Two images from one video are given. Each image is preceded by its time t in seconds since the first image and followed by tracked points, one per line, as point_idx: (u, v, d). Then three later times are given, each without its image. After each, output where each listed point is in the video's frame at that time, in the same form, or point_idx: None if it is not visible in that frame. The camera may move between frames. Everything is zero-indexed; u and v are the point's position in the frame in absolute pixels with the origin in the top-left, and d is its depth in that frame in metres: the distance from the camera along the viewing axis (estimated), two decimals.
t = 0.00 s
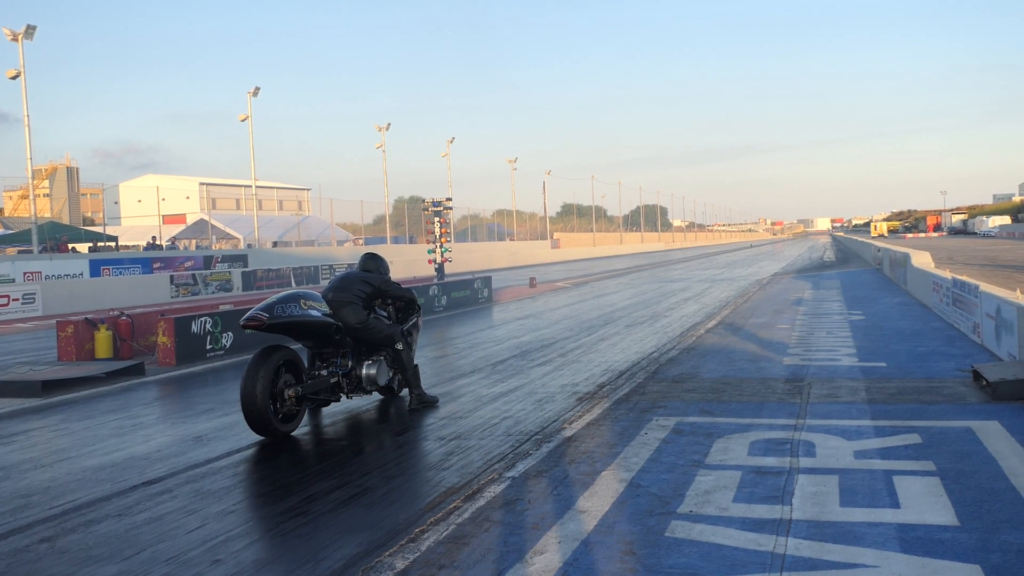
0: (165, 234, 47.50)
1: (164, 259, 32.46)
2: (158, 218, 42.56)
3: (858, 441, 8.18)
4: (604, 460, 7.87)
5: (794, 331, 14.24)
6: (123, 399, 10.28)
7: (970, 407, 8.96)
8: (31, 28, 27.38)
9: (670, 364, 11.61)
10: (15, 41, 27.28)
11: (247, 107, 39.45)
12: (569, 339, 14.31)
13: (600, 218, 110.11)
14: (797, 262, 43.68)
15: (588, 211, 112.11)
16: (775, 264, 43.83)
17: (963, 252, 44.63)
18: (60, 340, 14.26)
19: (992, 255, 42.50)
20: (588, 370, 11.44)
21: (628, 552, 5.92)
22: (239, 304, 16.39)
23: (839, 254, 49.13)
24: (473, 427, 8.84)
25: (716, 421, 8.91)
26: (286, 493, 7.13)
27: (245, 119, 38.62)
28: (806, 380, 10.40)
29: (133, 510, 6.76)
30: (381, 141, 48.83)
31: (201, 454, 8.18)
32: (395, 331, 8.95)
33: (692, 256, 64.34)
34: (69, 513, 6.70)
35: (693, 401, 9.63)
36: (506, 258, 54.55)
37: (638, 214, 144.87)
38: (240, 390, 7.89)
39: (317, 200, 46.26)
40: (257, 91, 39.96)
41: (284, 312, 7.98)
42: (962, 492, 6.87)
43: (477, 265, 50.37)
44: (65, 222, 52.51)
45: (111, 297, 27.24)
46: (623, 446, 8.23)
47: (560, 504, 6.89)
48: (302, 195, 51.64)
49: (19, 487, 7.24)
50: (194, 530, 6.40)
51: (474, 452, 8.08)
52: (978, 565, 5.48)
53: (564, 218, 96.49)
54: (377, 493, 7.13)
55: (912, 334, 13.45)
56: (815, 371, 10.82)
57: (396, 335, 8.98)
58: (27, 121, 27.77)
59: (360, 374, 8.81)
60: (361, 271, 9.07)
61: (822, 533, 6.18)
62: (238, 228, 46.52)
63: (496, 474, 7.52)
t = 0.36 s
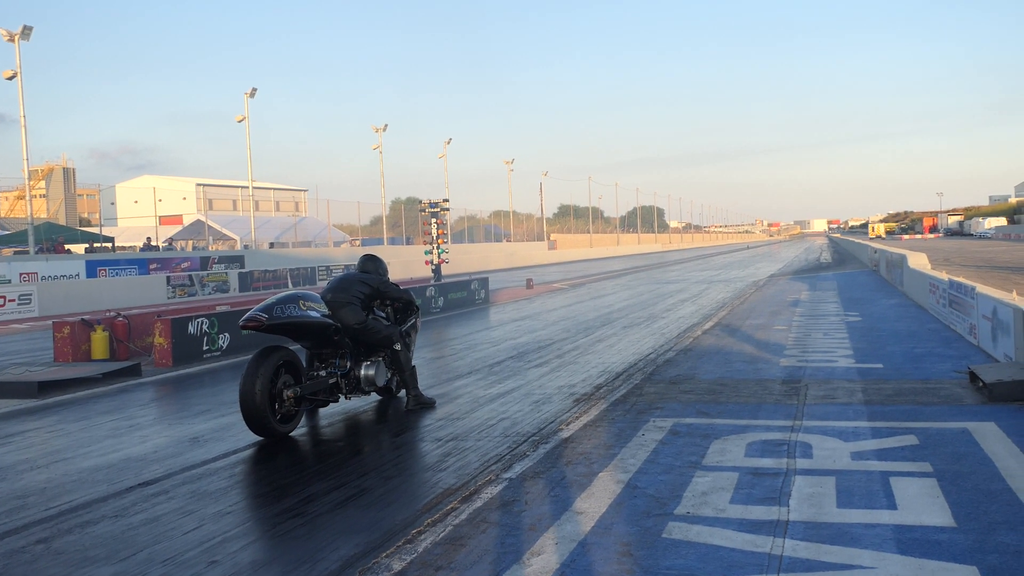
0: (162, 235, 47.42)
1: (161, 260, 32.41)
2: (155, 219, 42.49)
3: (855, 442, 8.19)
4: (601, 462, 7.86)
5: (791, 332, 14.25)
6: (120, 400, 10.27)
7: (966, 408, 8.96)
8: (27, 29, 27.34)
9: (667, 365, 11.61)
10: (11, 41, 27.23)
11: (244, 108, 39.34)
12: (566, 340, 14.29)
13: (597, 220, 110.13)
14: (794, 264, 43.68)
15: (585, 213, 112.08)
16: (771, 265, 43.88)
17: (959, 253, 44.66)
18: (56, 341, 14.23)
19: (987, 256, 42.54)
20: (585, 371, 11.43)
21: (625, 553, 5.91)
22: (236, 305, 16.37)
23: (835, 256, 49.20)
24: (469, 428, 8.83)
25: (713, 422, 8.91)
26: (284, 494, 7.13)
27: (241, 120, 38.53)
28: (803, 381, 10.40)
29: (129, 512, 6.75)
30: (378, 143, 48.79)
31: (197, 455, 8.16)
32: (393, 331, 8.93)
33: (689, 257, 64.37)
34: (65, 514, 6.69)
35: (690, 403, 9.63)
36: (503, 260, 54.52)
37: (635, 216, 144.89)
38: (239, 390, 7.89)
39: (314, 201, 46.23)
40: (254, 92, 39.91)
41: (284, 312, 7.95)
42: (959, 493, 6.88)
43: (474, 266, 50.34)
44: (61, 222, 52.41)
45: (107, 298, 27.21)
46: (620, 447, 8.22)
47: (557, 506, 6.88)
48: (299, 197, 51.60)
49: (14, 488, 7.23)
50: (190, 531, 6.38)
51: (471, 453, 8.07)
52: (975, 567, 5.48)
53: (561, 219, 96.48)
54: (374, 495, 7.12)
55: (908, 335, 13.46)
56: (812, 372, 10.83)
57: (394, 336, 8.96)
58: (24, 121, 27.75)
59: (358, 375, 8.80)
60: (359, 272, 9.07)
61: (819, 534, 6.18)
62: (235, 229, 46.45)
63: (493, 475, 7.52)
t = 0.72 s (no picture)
0: (161, 235, 47.40)
1: (160, 259, 32.42)
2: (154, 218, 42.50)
3: (851, 450, 8.19)
4: (597, 466, 7.85)
5: (789, 339, 14.26)
6: (116, 399, 10.26)
7: (963, 417, 8.95)
8: (29, 27, 27.35)
9: (664, 371, 11.61)
10: (12, 39, 27.25)
11: (245, 108, 39.31)
12: (564, 344, 14.29)
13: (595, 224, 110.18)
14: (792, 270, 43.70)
15: (584, 217, 112.10)
16: (770, 271, 43.87)
17: (957, 262, 44.67)
18: (53, 340, 14.23)
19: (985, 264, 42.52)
20: (582, 375, 11.42)
21: (620, 558, 5.91)
22: (234, 305, 16.37)
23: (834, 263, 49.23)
24: (466, 431, 8.82)
25: (710, 428, 8.91)
26: (279, 495, 7.12)
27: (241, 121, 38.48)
28: (799, 388, 10.40)
29: (125, 511, 6.74)
30: (378, 144, 48.74)
31: (193, 455, 8.15)
32: (392, 333, 8.92)
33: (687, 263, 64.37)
34: (60, 513, 6.68)
35: (687, 408, 9.63)
36: (501, 262, 54.52)
37: (634, 221, 145.00)
38: (238, 391, 7.88)
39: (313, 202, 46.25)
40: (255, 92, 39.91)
41: (283, 313, 7.93)
42: (954, 503, 6.87)
43: (472, 269, 50.34)
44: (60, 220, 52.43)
45: (104, 297, 27.22)
46: (616, 452, 8.21)
47: (552, 510, 6.88)
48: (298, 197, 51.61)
49: (9, 486, 7.22)
50: (185, 531, 6.38)
51: (467, 456, 8.06)
52: None
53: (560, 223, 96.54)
54: (370, 497, 7.11)
55: (906, 343, 13.46)
56: (809, 379, 10.82)
57: (392, 337, 8.94)
58: (24, 119, 27.77)
59: (357, 376, 8.79)
60: (359, 273, 9.06)
61: (814, 542, 6.18)
62: (234, 229, 46.47)
63: (488, 479, 7.51)
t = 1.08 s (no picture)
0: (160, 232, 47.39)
1: (159, 256, 32.41)
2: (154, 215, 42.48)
3: (848, 455, 8.19)
4: (594, 469, 7.86)
5: (787, 344, 14.27)
6: (113, 396, 10.25)
7: (960, 424, 8.96)
8: (31, 22, 27.34)
9: (662, 374, 11.61)
10: (14, 35, 27.23)
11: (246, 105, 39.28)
12: (562, 346, 14.29)
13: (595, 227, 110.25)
14: (791, 276, 43.71)
15: (584, 219, 112.11)
16: (770, 276, 43.84)
17: (956, 270, 44.72)
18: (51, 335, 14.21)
19: (985, 272, 42.47)
20: (580, 378, 11.43)
21: (616, 561, 5.91)
22: (233, 303, 16.36)
23: (833, 269, 49.28)
24: (463, 431, 8.81)
25: (707, 431, 8.91)
26: (276, 493, 7.12)
27: (243, 118, 38.46)
28: (797, 393, 10.39)
29: (121, 507, 6.74)
30: (379, 144, 48.77)
31: (190, 453, 8.13)
32: (391, 332, 8.90)
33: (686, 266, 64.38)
34: (56, 509, 6.68)
35: (685, 412, 9.62)
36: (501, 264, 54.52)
37: (634, 224, 145.00)
38: (237, 388, 7.87)
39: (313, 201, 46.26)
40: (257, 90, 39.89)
41: (282, 311, 7.94)
42: (951, 509, 6.88)
43: (471, 270, 50.34)
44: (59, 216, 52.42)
45: (103, 293, 27.20)
46: (613, 454, 8.22)
47: (549, 511, 6.89)
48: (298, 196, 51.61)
49: (5, 481, 7.21)
50: (181, 528, 6.38)
51: (464, 456, 8.06)
52: None
53: (561, 225, 96.55)
54: (367, 496, 7.12)
55: (904, 349, 13.48)
56: (807, 384, 10.83)
57: (391, 336, 8.91)
58: (25, 114, 27.76)
59: (356, 375, 8.78)
60: (358, 272, 9.06)
61: (810, 546, 6.19)
62: (234, 227, 46.46)
63: (486, 480, 7.51)
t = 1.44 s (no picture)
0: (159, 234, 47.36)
1: (158, 259, 32.41)
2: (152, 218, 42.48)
3: (848, 454, 8.19)
4: (594, 469, 7.85)
5: (786, 342, 14.27)
6: (113, 398, 10.25)
7: (959, 422, 8.95)
8: (28, 26, 27.34)
9: (662, 374, 11.61)
10: (11, 38, 27.23)
11: (244, 108, 39.24)
12: (561, 346, 14.28)
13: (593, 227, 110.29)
14: (789, 274, 43.72)
15: (582, 219, 112.10)
16: (768, 275, 43.85)
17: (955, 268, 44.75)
18: (51, 338, 14.20)
19: (983, 270, 42.46)
20: (580, 378, 11.43)
21: (617, 561, 5.91)
22: (233, 304, 16.35)
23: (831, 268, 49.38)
24: (463, 432, 8.79)
25: (707, 431, 8.90)
26: (276, 495, 7.12)
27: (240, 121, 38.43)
28: (797, 392, 10.39)
29: (121, 510, 6.73)
30: (377, 146, 48.76)
31: (190, 455, 8.11)
32: (393, 334, 8.69)
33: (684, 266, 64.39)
34: (56, 512, 6.68)
35: (684, 411, 9.61)
36: (499, 265, 54.55)
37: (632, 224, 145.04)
38: (239, 390, 7.78)
39: (312, 203, 46.27)
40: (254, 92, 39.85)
41: (286, 313, 7.74)
42: (951, 507, 6.88)
43: (470, 271, 50.33)
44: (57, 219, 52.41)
45: (102, 295, 27.20)
46: (613, 454, 8.21)
47: (550, 512, 6.88)
48: (296, 198, 51.62)
49: (5, 484, 7.21)
50: (181, 531, 6.37)
51: (464, 457, 8.05)
52: None
53: (559, 225, 96.57)
54: (367, 498, 7.11)
55: (903, 347, 13.48)
56: (806, 383, 10.83)
57: (393, 338, 8.68)
58: (23, 117, 27.74)
59: (357, 377, 8.65)
60: (360, 273, 8.78)
61: (811, 545, 6.19)
62: (232, 229, 46.49)
63: (486, 480, 7.51)
